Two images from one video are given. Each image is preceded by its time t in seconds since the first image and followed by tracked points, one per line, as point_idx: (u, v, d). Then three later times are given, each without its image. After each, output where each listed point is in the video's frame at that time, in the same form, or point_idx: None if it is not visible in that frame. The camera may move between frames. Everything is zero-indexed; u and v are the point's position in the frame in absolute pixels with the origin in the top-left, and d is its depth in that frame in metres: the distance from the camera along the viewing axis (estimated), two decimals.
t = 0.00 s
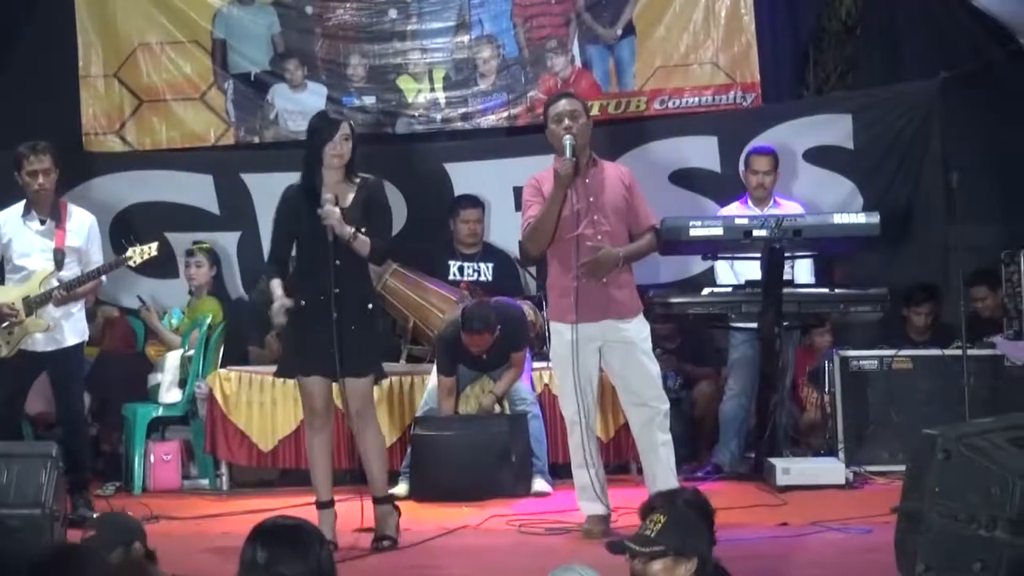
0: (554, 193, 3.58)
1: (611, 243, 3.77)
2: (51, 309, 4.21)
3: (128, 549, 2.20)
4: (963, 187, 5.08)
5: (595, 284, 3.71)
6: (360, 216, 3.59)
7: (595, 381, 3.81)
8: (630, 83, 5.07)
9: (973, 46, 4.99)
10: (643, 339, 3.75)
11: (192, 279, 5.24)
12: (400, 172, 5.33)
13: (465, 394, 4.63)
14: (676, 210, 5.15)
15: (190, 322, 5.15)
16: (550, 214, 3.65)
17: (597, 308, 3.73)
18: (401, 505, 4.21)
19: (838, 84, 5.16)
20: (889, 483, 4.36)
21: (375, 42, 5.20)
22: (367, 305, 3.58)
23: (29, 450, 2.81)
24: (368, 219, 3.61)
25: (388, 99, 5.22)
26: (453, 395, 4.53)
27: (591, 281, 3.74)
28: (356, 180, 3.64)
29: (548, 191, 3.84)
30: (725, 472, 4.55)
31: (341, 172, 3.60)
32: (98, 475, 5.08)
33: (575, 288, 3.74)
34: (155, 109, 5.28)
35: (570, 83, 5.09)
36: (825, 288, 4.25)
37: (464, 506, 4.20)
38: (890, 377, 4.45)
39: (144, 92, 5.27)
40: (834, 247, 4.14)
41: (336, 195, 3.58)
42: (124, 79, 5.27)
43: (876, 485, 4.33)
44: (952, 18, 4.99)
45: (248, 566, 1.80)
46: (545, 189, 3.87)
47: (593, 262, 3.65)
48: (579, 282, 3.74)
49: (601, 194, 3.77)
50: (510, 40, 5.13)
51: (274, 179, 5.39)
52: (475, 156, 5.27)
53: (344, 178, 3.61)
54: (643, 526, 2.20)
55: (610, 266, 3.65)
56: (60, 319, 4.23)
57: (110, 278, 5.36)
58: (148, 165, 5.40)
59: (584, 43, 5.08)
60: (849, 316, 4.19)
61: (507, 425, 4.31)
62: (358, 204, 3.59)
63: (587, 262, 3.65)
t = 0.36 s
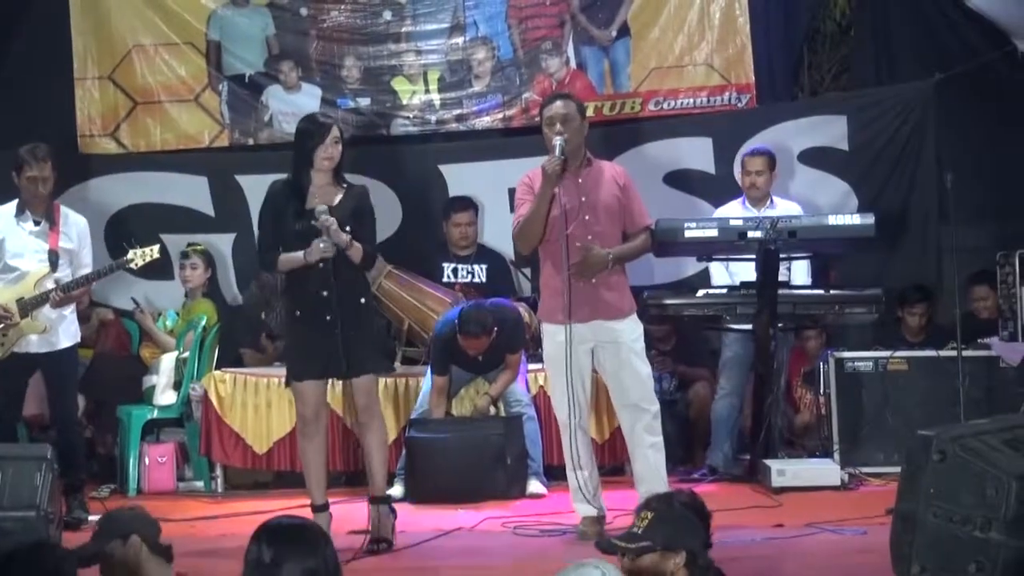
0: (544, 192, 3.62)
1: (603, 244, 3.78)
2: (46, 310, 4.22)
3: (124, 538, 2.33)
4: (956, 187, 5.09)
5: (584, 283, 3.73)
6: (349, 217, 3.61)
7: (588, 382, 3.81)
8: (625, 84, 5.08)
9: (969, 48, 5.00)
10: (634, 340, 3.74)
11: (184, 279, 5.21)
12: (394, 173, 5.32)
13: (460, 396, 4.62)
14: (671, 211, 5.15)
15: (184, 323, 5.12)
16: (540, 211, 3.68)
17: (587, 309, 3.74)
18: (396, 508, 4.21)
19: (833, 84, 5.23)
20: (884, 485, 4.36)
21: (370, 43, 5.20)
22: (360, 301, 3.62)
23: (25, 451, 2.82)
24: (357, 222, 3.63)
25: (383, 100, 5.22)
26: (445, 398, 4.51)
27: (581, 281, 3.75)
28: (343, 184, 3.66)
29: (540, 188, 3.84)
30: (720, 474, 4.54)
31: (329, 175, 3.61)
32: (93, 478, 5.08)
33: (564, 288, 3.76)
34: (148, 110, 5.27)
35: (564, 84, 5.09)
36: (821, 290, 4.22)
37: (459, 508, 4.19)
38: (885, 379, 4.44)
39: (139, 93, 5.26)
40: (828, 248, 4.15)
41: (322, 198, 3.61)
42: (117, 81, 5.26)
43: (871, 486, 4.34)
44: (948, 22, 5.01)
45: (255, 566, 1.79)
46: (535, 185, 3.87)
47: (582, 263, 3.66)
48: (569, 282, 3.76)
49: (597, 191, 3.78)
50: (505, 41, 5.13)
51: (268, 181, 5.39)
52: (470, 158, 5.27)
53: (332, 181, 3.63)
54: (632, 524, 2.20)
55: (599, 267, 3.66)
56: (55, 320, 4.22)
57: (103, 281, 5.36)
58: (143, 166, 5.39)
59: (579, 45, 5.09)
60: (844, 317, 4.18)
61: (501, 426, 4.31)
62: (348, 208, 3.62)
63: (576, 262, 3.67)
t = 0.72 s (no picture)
0: (539, 201, 3.63)
1: (599, 251, 3.81)
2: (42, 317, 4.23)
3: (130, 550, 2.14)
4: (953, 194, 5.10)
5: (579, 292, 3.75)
6: (351, 226, 3.61)
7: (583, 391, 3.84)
8: (622, 91, 5.07)
9: (967, 54, 5.04)
10: (629, 348, 3.79)
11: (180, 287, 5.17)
12: (391, 181, 5.32)
13: (457, 404, 4.67)
14: (668, 218, 5.14)
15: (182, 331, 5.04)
16: (536, 221, 3.69)
17: (582, 317, 3.77)
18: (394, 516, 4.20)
19: (830, 91, 5.20)
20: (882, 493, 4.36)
21: (367, 51, 5.21)
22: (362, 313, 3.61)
23: (22, 459, 2.81)
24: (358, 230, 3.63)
25: (380, 108, 5.22)
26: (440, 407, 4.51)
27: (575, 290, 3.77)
28: (339, 193, 3.65)
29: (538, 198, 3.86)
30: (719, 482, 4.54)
31: (324, 183, 3.62)
32: (90, 486, 5.08)
33: (559, 296, 3.78)
34: (145, 118, 5.28)
35: (562, 92, 5.09)
36: (818, 297, 4.21)
37: (457, 516, 4.19)
38: (883, 386, 4.44)
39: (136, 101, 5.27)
40: (825, 256, 4.15)
41: (319, 206, 3.60)
42: (114, 89, 5.28)
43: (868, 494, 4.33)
44: (942, 26, 5.06)
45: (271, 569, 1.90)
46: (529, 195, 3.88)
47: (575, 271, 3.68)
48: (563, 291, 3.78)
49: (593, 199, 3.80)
50: (502, 49, 5.13)
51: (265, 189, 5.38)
52: (466, 165, 5.26)
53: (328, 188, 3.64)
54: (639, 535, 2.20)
55: (594, 274, 3.69)
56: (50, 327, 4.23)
57: (99, 287, 5.37)
58: (140, 174, 5.38)
59: (576, 52, 5.09)
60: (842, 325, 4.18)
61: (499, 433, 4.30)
62: (347, 212, 3.61)
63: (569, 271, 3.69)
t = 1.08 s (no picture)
0: (538, 208, 3.63)
1: (598, 257, 3.81)
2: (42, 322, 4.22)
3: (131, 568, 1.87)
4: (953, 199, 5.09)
5: (578, 298, 3.76)
6: (346, 230, 3.62)
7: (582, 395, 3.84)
8: (621, 96, 5.08)
9: (967, 60, 5.06)
10: (628, 353, 3.79)
11: (179, 292, 5.17)
12: (391, 186, 5.32)
13: (459, 408, 4.58)
14: (668, 223, 5.14)
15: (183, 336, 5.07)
16: (536, 228, 3.70)
17: (581, 323, 3.78)
18: (394, 521, 4.19)
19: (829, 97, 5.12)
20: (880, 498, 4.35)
21: (366, 56, 5.20)
22: (361, 315, 3.62)
23: (21, 464, 2.81)
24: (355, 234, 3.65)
25: (379, 113, 5.22)
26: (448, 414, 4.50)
27: (574, 297, 3.78)
28: (339, 197, 3.68)
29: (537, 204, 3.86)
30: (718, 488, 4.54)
31: (323, 187, 3.64)
32: (89, 490, 5.08)
33: (558, 302, 3.79)
34: (143, 124, 5.28)
35: (561, 97, 5.09)
36: (817, 302, 4.20)
37: (456, 522, 4.18)
38: (883, 391, 4.43)
39: (134, 107, 5.27)
40: (824, 261, 4.14)
41: (318, 210, 3.62)
42: (113, 95, 5.28)
43: (868, 500, 4.32)
44: (939, 30, 5.08)
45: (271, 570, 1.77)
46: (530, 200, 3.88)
47: (575, 279, 3.69)
48: (562, 298, 3.79)
49: (592, 207, 3.80)
50: (501, 54, 5.13)
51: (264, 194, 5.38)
52: (466, 170, 5.26)
53: (327, 193, 3.65)
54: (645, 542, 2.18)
55: (593, 280, 3.67)
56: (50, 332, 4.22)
57: (98, 292, 5.38)
58: (139, 180, 5.38)
59: (575, 58, 5.08)
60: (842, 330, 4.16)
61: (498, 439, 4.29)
62: (347, 220, 3.63)
63: (569, 279, 3.69)
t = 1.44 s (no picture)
0: (539, 210, 3.53)
1: (601, 262, 3.72)
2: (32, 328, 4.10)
3: None
4: (963, 203, 4.99)
5: (580, 304, 3.67)
6: (348, 239, 3.53)
7: (584, 404, 3.75)
8: (624, 98, 4.98)
9: (976, 60, 4.96)
10: (631, 360, 3.69)
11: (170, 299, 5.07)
12: (388, 190, 5.22)
13: (454, 418, 4.50)
14: (672, 229, 5.04)
15: (173, 343, 4.98)
16: (536, 232, 3.60)
17: (582, 329, 3.68)
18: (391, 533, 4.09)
19: (838, 98, 5.16)
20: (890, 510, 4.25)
21: (363, 56, 5.11)
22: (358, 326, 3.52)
23: (7, 475, 2.70)
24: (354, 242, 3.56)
25: (376, 114, 5.12)
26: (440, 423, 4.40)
27: (574, 303, 3.69)
28: (333, 202, 3.57)
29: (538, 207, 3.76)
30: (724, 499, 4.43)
31: (318, 193, 3.53)
32: (79, 500, 4.98)
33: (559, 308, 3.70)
34: (136, 126, 5.18)
35: (563, 98, 5.00)
36: (825, 309, 4.09)
37: (455, 534, 4.08)
38: (892, 399, 4.32)
39: (126, 108, 5.17)
40: (832, 265, 4.04)
41: (315, 217, 3.51)
42: (103, 96, 5.18)
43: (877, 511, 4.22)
44: (949, 29, 4.98)
45: None
46: (531, 203, 3.78)
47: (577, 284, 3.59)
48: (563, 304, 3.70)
49: (592, 210, 3.71)
50: (501, 54, 5.03)
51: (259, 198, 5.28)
52: (466, 173, 5.16)
53: (322, 199, 3.55)
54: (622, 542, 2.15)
55: (595, 287, 3.59)
56: (42, 339, 4.10)
57: (90, 298, 5.28)
58: (131, 183, 5.28)
59: (577, 58, 4.99)
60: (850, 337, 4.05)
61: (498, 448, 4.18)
62: (344, 227, 3.53)
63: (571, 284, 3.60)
